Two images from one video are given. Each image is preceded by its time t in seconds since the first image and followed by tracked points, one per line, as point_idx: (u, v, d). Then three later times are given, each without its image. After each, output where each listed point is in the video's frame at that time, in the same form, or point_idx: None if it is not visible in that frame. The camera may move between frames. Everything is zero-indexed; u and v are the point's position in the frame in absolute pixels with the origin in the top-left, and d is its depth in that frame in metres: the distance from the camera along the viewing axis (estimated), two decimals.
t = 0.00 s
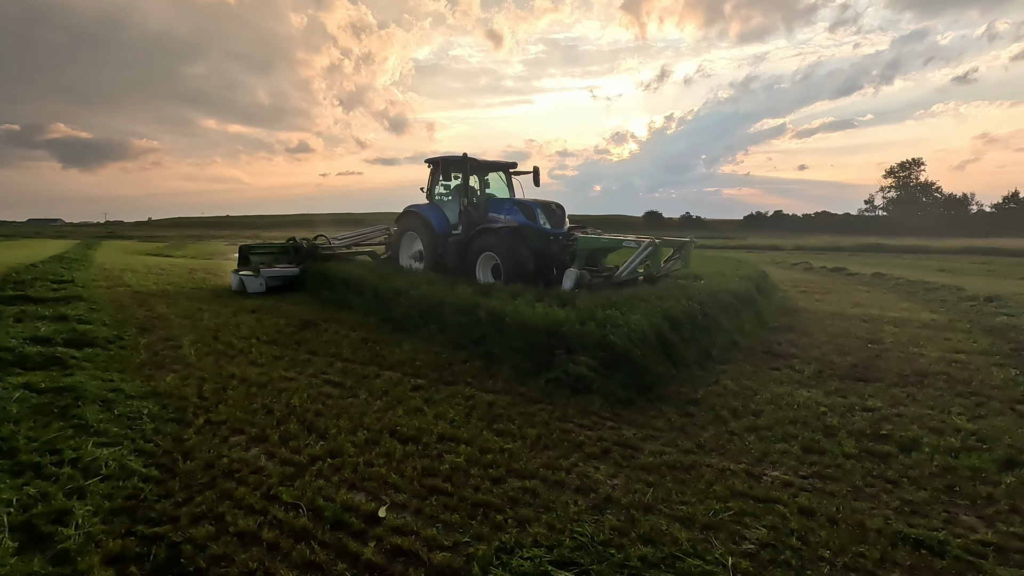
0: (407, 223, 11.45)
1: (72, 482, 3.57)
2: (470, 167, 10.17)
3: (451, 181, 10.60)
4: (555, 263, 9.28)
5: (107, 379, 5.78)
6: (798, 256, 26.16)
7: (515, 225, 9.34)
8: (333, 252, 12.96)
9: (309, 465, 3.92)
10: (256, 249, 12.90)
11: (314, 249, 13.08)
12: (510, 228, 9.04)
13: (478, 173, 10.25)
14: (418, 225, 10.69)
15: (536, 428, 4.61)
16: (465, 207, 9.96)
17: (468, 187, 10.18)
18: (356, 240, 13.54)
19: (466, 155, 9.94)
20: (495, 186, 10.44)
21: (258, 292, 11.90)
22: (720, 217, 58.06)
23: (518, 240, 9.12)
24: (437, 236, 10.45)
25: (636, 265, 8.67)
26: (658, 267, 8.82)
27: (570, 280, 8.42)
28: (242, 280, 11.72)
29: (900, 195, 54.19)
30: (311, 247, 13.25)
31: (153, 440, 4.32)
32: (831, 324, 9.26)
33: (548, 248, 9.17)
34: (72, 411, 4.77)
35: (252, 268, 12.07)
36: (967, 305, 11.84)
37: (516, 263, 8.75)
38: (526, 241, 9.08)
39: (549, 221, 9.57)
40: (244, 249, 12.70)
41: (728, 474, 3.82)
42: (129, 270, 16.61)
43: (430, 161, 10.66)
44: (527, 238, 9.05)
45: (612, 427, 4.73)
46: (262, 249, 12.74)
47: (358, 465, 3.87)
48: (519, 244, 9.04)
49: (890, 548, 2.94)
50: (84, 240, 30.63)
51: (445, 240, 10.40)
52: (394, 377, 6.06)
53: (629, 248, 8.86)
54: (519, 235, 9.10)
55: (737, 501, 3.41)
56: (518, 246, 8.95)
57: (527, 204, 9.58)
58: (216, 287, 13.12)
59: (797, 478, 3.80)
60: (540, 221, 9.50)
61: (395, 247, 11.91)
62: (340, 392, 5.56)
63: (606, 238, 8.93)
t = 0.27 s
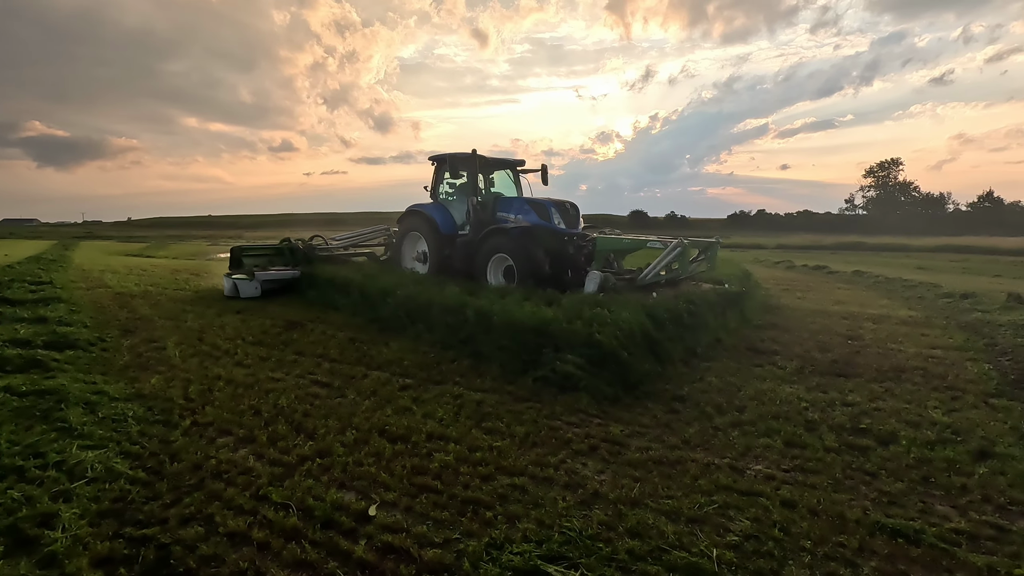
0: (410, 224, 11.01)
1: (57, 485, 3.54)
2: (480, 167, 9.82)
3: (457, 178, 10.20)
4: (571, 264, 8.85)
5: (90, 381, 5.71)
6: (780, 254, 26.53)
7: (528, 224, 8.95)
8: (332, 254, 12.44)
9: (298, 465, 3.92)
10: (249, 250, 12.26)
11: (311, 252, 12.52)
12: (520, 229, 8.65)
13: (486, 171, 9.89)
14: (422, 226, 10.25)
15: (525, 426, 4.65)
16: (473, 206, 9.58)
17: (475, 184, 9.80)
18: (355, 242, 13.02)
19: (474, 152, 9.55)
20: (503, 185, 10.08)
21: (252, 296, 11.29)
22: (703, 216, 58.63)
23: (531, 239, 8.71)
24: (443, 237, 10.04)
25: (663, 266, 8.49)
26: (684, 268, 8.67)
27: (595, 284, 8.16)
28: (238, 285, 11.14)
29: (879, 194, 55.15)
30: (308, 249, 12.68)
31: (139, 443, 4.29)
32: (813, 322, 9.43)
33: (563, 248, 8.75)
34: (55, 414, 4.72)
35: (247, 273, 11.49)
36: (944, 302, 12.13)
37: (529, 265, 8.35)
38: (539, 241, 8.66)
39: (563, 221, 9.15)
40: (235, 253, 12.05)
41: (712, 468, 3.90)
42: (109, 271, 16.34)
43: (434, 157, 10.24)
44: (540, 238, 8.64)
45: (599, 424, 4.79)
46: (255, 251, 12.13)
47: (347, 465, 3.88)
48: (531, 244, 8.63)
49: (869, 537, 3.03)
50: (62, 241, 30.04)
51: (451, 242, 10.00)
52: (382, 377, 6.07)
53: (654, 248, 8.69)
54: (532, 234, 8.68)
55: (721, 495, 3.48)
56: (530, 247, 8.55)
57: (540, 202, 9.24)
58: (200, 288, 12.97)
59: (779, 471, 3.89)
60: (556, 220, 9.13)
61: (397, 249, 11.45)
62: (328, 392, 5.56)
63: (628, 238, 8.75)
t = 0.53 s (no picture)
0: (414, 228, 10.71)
1: (37, 485, 3.55)
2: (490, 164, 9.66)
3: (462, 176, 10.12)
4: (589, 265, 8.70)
5: (69, 383, 5.68)
6: (760, 253, 26.94)
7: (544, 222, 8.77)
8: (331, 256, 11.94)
9: (280, 462, 3.98)
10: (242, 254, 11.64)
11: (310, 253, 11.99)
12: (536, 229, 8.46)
13: (481, 171, 9.85)
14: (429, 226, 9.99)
15: (504, 422, 4.75)
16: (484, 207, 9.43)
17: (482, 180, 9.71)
18: (355, 242, 12.54)
19: (483, 148, 9.53)
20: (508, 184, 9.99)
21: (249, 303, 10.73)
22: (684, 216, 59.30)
23: (549, 238, 8.57)
24: (450, 237, 9.79)
25: (691, 270, 8.25)
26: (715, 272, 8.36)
27: (624, 288, 8.06)
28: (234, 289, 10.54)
29: (856, 194, 56.24)
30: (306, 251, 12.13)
31: (120, 442, 4.31)
32: (788, 319, 9.67)
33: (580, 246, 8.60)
34: (33, 415, 4.70)
35: (242, 276, 10.88)
36: (914, 299, 12.50)
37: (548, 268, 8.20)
38: (555, 240, 8.53)
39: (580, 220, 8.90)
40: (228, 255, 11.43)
41: (685, 460, 4.03)
42: (86, 273, 16.11)
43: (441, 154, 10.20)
44: (558, 237, 8.53)
45: (577, 419, 4.90)
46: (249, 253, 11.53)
47: (328, 462, 3.94)
48: (548, 243, 8.50)
49: (830, 521, 3.18)
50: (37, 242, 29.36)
51: (461, 243, 9.75)
52: (364, 376, 6.12)
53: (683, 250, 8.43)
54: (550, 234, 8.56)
55: (692, 485, 3.62)
56: (547, 248, 8.38)
57: (555, 200, 8.94)
58: (179, 290, 12.84)
59: (748, 462, 4.04)
60: (571, 219, 8.84)
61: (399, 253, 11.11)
62: (309, 391, 5.60)
63: (655, 239, 8.51)
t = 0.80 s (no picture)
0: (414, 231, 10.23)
1: (14, 485, 3.57)
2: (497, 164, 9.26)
3: (470, 176, 9.65)
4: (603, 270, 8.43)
5: (47, 385, 5.66)
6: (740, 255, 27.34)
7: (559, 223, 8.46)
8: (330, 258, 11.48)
9: (260, 460, 4.03)
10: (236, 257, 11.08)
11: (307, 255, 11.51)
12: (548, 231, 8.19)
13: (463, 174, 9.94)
14: (433, 227, 9.60)
15: (482, 419, 4.84)
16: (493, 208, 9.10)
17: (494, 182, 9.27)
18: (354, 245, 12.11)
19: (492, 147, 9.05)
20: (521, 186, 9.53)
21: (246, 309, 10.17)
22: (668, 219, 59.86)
23: (561, 239, 8.34)
24: (456, 239, 9.42)
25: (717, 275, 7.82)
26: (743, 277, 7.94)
27: (649, 296, 7.52)
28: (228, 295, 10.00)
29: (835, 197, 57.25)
30: (303, 253, 11.65)
31: (99, 442, 4.33)
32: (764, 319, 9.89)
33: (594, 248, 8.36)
34: (10, 417, 4.70)
35: (236, 281, 10.36)
36: (887, 299, 12.83)
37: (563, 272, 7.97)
38: (567, 241, 8.32)
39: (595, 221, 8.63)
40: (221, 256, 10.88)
41: (657, 454, 4.16)
42: (64, 276, 15.88)
43: (444, 152, 9.82)
44: (571, 238, 8.33)
45: (554, 416, 5.01)
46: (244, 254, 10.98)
47: (308, 459, 4.00)
48: (562, 244, 8.26)
49: (791, 508, 3.32)
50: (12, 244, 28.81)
51: (468, 245, 9.40)
52: (345, 376, 6.18)
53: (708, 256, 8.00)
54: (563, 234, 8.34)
55: (662, 477, 3.74)
56: (560, 250, 8.15)
57: (570, 202, 8.57)
58: (160, 292, 12.74)
59: (717, 455, 4.18)
60: (587, 221, 8.51)
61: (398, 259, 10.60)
62: (290, 392, 5.64)
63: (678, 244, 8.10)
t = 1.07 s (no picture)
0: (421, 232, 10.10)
1: None
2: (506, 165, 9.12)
3: (479, 176, 9.56)
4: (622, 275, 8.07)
5: (23, 386, 5.64)
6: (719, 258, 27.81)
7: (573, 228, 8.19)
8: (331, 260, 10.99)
9: (241, 455, 4.10)
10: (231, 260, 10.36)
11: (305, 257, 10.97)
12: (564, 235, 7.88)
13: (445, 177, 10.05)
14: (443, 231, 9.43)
15: (461, 416, 4.96)
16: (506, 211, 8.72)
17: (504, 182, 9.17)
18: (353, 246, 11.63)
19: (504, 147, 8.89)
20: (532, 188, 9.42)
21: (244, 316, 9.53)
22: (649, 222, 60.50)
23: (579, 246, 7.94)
24: (467, 243, 9.32)
25: (746, 280, 7.33)
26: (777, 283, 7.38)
27: (675, 297, 7.30)
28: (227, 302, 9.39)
29: (812, 201, 58.42)
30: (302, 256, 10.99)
31: (79, 440, 4.36)
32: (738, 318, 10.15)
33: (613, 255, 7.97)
34: None
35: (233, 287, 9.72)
36: (858, 300, 13.22)
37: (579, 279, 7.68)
38: (584, 247, 7.91)
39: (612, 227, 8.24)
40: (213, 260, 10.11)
41: (629, 446, 4.32)
42: (37, 278, 15.61)
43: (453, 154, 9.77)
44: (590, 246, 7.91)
45: (531, 411, 5.15)
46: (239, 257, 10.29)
47: (289, 454, 4.09)
48: (579, 251, 7.88)
49: (752, 494, 3.49)
50: None
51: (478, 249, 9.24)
52: (326, 375, 6.25)
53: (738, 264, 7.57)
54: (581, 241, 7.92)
55: (632, 467, 3.89)
56: (577, 257, 7.77)
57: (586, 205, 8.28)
58: (138, 295, 12.62)
59: (686, 446, 4.35)
60: (604, 225, 8.16)
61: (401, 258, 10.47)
62: (271, 390, 5.70)
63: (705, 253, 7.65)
